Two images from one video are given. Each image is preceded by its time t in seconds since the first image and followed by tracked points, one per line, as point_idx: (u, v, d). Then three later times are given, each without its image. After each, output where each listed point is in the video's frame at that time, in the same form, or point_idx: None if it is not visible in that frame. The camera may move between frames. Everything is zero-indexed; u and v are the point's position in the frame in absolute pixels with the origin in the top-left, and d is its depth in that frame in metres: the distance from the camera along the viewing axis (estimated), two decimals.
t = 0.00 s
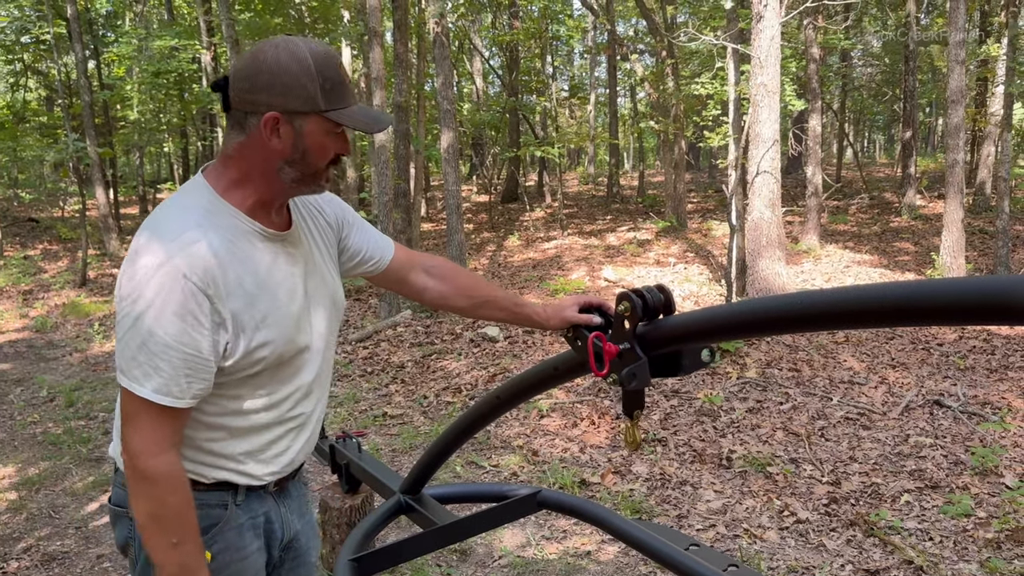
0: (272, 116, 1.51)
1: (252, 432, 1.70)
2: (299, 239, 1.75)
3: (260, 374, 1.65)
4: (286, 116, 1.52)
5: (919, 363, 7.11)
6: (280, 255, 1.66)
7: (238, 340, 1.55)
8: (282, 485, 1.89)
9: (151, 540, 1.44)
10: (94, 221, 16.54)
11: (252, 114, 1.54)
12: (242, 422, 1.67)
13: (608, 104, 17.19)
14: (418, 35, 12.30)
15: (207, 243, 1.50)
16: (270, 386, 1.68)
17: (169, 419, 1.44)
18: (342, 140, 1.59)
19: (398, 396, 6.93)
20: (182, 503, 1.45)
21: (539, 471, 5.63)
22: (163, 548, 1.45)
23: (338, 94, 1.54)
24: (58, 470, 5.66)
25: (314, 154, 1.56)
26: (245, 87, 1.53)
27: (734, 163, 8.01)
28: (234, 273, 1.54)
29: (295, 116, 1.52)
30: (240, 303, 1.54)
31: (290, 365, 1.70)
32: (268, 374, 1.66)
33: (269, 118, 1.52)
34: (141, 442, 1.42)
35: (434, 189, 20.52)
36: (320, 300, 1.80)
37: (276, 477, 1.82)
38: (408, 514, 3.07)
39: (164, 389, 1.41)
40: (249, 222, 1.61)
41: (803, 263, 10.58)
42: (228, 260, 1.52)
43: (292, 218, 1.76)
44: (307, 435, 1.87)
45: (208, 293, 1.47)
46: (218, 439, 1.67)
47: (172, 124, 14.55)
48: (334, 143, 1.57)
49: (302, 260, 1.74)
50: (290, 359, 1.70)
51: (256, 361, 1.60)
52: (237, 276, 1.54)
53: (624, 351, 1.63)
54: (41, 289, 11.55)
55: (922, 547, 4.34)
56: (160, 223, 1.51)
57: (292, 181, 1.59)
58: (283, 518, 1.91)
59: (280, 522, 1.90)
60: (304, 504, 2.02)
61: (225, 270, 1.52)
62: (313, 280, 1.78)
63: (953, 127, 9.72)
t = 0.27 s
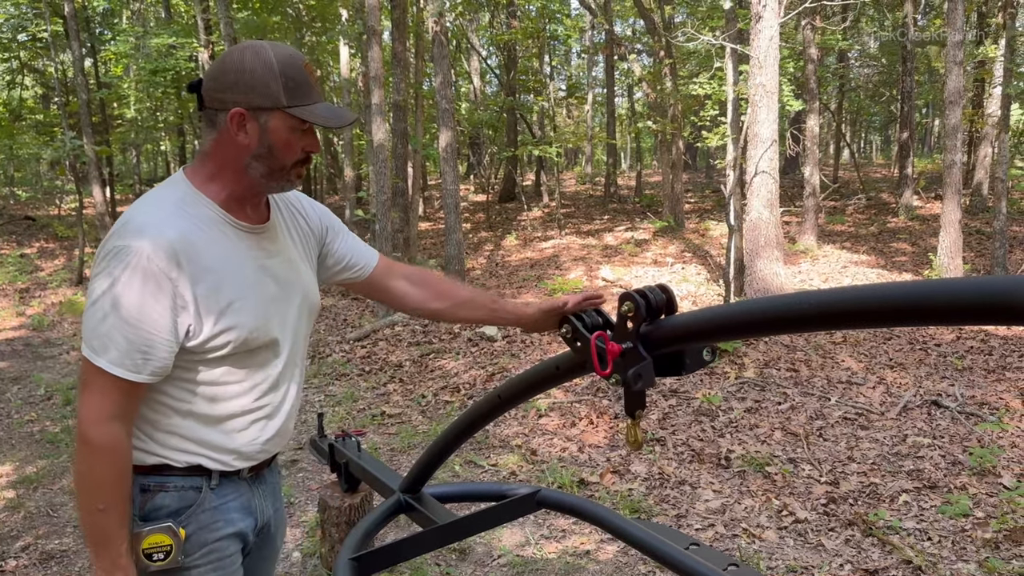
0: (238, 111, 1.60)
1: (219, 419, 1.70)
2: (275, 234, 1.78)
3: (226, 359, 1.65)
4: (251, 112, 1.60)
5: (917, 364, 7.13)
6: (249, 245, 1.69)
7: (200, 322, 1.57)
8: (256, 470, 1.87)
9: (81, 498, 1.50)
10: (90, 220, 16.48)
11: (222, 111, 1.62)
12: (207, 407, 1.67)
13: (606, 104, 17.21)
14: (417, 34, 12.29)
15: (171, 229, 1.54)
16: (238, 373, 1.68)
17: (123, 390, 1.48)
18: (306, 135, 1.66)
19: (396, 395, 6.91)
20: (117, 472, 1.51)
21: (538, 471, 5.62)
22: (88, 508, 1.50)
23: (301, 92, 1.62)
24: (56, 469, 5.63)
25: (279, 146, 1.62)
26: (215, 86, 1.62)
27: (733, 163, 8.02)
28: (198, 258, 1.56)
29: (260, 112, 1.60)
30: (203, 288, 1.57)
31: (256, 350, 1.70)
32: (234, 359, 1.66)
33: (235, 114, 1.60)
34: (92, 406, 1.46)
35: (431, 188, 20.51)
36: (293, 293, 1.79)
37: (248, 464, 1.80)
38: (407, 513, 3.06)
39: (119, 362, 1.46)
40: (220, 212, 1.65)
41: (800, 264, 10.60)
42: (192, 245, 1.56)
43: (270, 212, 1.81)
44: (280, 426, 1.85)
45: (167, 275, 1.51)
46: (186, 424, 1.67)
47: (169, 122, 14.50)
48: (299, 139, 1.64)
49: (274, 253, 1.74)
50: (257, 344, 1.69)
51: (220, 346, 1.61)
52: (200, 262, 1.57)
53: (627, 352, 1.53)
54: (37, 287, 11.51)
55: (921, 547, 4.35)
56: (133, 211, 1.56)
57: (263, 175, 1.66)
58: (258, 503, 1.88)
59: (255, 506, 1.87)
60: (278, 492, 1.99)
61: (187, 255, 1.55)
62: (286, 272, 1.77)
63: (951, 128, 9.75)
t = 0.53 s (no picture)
0: (215, 104, 1.63)
1: (199, 403, 1.70)
2: (256, 224, 1.83)
3: (206, 339, 1.67)
4: (227, 103, 1.63)
5: (915, 363, 7.16)
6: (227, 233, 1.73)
7: (178, 298, 1.60)
8: (245, 456, 1.86)
9: (58, 467, 1.50)
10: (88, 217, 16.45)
11: (200, 103, 1.66)
12: (188, 389, 1.69)
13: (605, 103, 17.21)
14: (415, 32, 12.28)
15: (150, 212, 1.59)
16: (216, 354, 1.70)
17: (101, 363, 1.52)
18: (281, 130, 1.68)
19: (395, 393, 6.91)
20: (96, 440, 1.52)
21: (537, 469, 5.63)
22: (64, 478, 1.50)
23: (275, 86, 1.65)
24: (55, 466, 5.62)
25: (253, 140, 1.65)
26: (194, 78, 1.66)
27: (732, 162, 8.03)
28: (175, 240, 1.60)
29: (235, 103, 1.63)
30: (180, 269, 1.60)
31: (237, 333, 1.72)
32: (212, 340, 1.68)
33: (211, 105, 1.63)
34: (71, 375, 1.50)
35: (430, 187, 20.51)
36: (274, 281, 1.82)
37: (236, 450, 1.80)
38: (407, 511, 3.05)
39: (95, 334, 1.50)
40: (201, 199, 1.70)
41: (798, 263, 10.63)
42: (170, 228, 1.60)
43: (253, 203, 1.86)
44: (263, 415, 1.85)
45: (144, 253, 1.54)
46: (167, 409, 1.67)
47: (167, 120, 14.48)
48: (273, 131, 1.67)
49: (253, 242, 1.79)
50: (237, 326, 1.71)
51: (196, 325, 1.63)
52: (178, 243, 1.61)
53: (629, 349, 1.50)
54: (35, 285, 11.49)
55: (919, 546, 4.37)
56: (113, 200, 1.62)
57: (240, 166, 1.69)
58: (248, 489, 1.86)
59: (245, 493, 1.85)
60: (271, 478, 1.97)
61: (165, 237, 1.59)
62: (266, 260, 1.81)
63: (949, 128, 9.78)
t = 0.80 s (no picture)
0: (253, 119, 1.72)
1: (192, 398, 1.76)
2: (246, 227, 1.90)
3: (205, 337, 1.73)
4: (262, 121, 1.73)
5: (913, 361, 7.18)
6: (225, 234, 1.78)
7: (181, 298, 1.64)
8: (237, 446, 1.94)
9: (62, 460, 1.52)
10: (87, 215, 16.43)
11: (232, 113, 1.72)
12: (186, 384, 1.75)
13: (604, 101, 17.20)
14: (415, 30, 12.27)
15: (155, 210, 1.62)
16: (211, 352, 1.76)
17: (101, 358, 1.55)
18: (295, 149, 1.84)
19: (395, 392, 6.91)
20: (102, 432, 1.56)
21: (536, 467, 5.65)
22: (73, 470, 1.53)
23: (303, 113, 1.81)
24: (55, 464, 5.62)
25: (276, 157, 1.78)
26: (228, 88, 1.72)
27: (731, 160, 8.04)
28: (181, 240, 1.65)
29: (272, 122, 1.74)
30: (184, 267, 1.65)
31: (232, 331, 1.79)
32: (209, 338, 1.74)
33: (249, 120, 1.72)
34: (69, 371, 1.52)
35: (429, 185, 20.50)
36: (265, 281, 1.89)
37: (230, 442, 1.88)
38: (407, 508, 3.07)
39: (97, 329, 1.52)
40: (201, 201, 1.76)
41: (797, 261, 10.64)
42: (175, 227, 1.64)
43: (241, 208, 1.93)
44: (250, 409, 1.93)
45: (151, 252, 1.58)
46: (164, 403, 1.73)
47: (166, 118, 14.46)
48: (291, 151, 1.82)
49: (245, 244, 1.87)
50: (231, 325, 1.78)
51: (196, 323, 1.68)
52: (182, 243, 1.65)
53: (630, 347, 1.51)
54: (35, 283, 11.48)
55: (918, 543, 4.39)
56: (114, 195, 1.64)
57: (253, 177, 1.80)
58: (243, 477, 1.95)
59: (240, 482, 1.94)
60: (263, 464, 2.07)
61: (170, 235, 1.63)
62: (256, 261, 1.88)
63: (948, 127, 9.78)
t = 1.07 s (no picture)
0: (255, 125, 1.74)
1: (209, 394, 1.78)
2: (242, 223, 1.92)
3: (223, 332, 1.74)
4: (264, 127, 1.77)
5: (913, 360, 7.18)
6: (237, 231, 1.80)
7: (212, 295, 1.65)
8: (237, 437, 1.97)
9: (133, 466, 1.49)
10: (86, 213, 16.42)
11: (234, 117, 1.73)
12: (204, 381, 1.76)
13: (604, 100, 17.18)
14: (415, 29, 12.26)
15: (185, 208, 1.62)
16: (228, 347, 1.78)
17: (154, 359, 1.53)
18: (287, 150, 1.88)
19: (394, 390, 6.91)
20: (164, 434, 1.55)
21: (536, 465, 5.65)
22: (142, 473, 1.50)
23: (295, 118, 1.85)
24: (54, 462, 5.62)
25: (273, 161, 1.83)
26: (229, 93, 1.71)
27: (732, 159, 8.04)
28: (209, 238, 1.66)
29: (271, 130, 1.78)
30: (214, 264, 1.66)
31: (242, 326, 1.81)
32: (228, 333, 1.76)
33: (251, 126, 1.75)
34: (131, 378, 1.48)
35: (429, 184, 20.48)
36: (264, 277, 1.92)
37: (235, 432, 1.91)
38: (407, 506, 3.07)
39: (153, 329, 1.51)
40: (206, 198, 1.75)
41: (797, 260, 10.64)
42: (204, 224, 1.65)
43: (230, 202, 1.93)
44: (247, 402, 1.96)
45: (190, 249, 1.59)
46: (184, 398, 1.74)
47: (165, 116, 14.45)
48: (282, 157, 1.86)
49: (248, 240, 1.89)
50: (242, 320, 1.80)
51: (221, 319, 1.70)
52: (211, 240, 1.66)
53: (629, 345, 1.51)
54: (34, 281, 11.48)
55: (917, 542, 4.39)
56: (136, 192, 1.61)
57: (246, 179, 1.83)
58: (242, 467, 1.98)
59: (240, 471, 1.98)
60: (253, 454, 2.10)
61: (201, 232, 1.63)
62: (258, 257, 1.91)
63: (948, 126, 9.78)
